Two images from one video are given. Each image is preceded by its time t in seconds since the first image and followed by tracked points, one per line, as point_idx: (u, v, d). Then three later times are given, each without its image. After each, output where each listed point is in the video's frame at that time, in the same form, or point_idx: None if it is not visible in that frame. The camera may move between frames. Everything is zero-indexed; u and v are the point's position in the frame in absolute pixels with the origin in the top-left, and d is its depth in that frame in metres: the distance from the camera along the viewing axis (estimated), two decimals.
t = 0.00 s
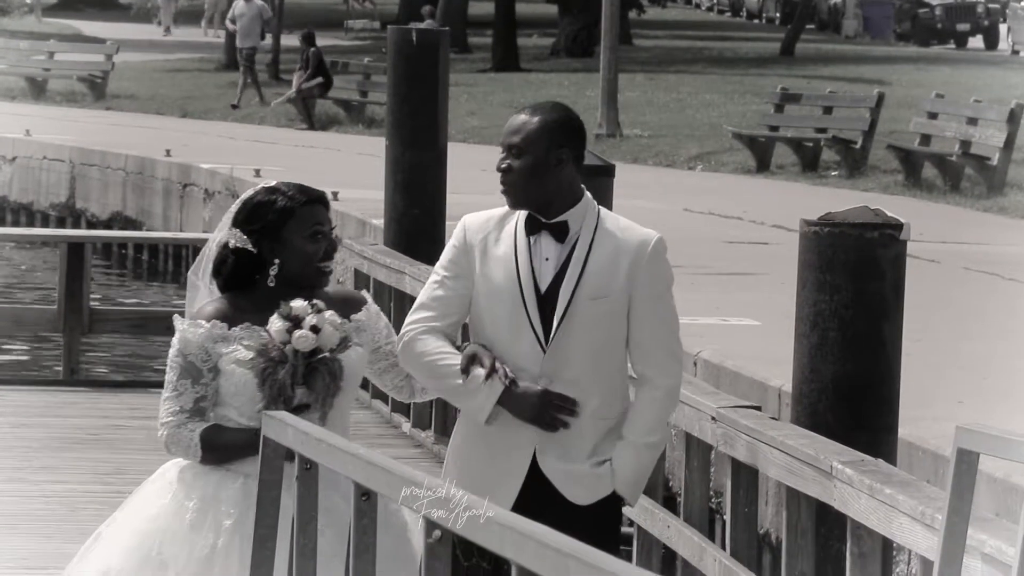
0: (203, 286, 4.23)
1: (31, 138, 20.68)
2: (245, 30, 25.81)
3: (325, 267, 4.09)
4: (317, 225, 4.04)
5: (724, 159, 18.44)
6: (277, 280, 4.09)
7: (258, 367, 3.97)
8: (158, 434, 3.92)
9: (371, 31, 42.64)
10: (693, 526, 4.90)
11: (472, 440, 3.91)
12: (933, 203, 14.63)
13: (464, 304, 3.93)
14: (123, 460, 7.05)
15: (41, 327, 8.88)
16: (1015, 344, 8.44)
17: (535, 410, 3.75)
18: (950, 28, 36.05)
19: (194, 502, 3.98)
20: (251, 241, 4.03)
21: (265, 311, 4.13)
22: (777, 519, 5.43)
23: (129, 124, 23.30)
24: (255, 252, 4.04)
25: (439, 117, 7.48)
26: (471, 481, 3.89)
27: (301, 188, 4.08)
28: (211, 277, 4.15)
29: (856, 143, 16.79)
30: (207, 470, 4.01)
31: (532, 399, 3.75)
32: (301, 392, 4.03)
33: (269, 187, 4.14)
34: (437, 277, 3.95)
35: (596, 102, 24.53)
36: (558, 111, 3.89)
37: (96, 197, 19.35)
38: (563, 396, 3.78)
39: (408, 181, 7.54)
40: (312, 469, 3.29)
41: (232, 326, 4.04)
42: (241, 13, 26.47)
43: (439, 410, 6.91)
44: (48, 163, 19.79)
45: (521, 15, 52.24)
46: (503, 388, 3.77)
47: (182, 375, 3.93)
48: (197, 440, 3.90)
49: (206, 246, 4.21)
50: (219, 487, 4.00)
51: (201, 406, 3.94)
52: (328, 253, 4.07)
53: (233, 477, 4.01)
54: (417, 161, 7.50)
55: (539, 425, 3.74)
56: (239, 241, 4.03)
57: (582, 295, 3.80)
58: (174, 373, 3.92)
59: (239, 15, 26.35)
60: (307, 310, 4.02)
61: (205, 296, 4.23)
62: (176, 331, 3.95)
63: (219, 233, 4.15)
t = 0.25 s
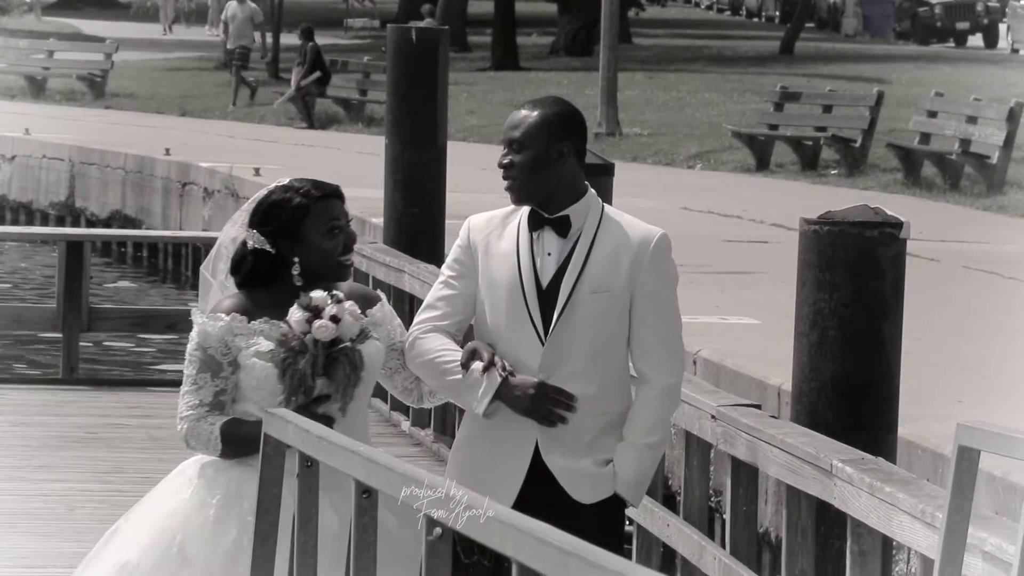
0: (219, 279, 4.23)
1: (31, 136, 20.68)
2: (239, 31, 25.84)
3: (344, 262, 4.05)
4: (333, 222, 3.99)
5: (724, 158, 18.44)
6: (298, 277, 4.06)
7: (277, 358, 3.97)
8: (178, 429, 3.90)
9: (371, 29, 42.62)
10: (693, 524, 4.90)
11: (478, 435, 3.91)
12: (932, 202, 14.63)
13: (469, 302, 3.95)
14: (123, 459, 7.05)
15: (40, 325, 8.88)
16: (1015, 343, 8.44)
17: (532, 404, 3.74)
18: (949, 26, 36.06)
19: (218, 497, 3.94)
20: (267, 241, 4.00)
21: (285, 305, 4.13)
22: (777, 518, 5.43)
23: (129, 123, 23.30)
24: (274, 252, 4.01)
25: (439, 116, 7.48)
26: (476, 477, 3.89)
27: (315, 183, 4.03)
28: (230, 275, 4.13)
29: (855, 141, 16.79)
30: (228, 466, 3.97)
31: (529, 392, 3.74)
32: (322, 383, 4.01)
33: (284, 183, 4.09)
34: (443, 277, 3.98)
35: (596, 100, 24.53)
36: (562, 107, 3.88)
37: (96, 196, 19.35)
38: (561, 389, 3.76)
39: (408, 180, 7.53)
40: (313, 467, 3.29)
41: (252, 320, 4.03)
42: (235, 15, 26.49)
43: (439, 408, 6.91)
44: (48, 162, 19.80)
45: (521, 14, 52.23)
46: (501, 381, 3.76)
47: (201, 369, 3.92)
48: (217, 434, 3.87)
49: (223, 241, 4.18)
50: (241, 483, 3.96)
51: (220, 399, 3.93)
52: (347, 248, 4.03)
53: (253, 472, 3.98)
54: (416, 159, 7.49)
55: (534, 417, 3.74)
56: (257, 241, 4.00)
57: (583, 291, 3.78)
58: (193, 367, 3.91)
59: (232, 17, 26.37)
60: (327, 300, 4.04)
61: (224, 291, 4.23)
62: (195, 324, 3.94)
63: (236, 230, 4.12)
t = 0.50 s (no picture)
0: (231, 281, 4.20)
1: (31, 135, 20.68)
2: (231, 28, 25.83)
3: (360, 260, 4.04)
4: (347, 221, 3.97)
5: (723, 157, 18.44)
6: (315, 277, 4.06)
7: (296, 354, 3.95)
8: (195, 428, 3.91)
9: (371, 28, 42.61)
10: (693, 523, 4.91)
11: (482, 433, 3.89)
12: (932, 200, 14.63)
13: (469, 303, 3.95)
14: (122, 457, 7.05)
15: (39, 323, 8.88)
16: (1015, 342, 8.44)
17: (530, 401, 3.72)
18: (949, 24, 36.06)
19: (235, 495, 3.95)
20: (282, 244, 4.00)
21: (302, 303, 4.12)
22: (777, 517, 5.44)
23: (128, 122, 23.30)
24: (290, 254, 4.01)
25: (439, 115, 7.49)
26: (478, 477, 3.88)
27: (328, 183, 4.01)
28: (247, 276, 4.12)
29: (855, 140, 16.79)
30: (246, 465, 3.99)
31: (526, 390, 3.73)
32: (341, 378, 4.01)
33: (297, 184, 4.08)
34: (445, 279, 3.97)
35: (596, 99, 24.53)
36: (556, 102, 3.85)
37: (95, 194, 19.35)
38: (559, 386, 3.74)
39: (407, 178, 7.53)
40: (314, 464, 3.29)
41: (271, 319, 4.01)
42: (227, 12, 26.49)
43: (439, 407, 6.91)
44: (48, 160, 19.80)
45: (521, 12, 52.24)
46: (500, 378, 3.75)
47: (220, 368, 3.93)
48: (238, 433, 3.87)
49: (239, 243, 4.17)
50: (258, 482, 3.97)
51: (239, 399, 3.94)
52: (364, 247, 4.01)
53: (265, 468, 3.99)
54: (416, 158, 7.49)
55: (535, 413, 3.72)
56: (273, 244, 4.00)
57: (578, 289, 3.76)
58: (211, 366, 3.92)
59: (224, 14, 26.37)
60: (343, 294, 4.00)
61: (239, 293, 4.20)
62: (214, 327, 3.94)
63: (251, 232, 4.11)
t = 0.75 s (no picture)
0: (236, 273, 4.18)
1: (30, 130, 20.66)
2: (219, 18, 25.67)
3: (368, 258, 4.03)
4: (354, 222, 3.95)
5: (721, 153, 18.44)
6: (323, 274, 4.05)
7: (305, 347, 3.94)
8: (205, 422, 3.91)
9: (370, 24, 42.57)
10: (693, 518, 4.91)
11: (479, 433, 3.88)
12: (930, 196, 14.64)
13: (463, 304, 3.94)
14: (121, 452, 7.05)
15: (37, 318, 8.87)
16: (1014, 338, 8.45)
17: (523, 402, 3.71)
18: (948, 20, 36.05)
19: (243, 482, 3.93)
20: (289, 243, 3.99)
21: (311, 297, 4.13)
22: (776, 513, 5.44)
23: (127, 118, 23.27)
24: (298, 252, 4.01)
25: (438, 110, 7.49)
26: (472, 474, 3.87)
27: (336, 182, 3.98)
28: (256, 269, 4.12)
29: (853, 136, 16.79)
30: (252, 456, 3.97)
31: (520, 390, 3.72)
32: (350, 373, 4.03)
33: (305, 180, 4.04)
34: (437, 281, 3.96)
35: (594, 95, 24.53)
36: (542, 101, 3.84)
37: (94, 190, 19.33)
38: (553, 385, 3.73)
39: (406, 174, 7.53)
40: (316, 459, 3.28)
41: (281, 313, 4.03)
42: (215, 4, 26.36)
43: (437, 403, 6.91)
44: (46, 156, 19.80)
45: (520, 8, 52.22)
46: (492, 381, 3.74)
47: (229, 361, 3.92)
48: (245, 427, 3.84)
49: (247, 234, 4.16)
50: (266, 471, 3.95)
51: (247, 391, 3.93)
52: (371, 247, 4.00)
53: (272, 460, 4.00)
54: (415, 154, 7.49)
55: (529, 413, 3.71)
56: (281, 243, 3.99)
57: (570, 289, 3.76)
58: (221, 359, 3.91)
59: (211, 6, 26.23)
60: (353, 290, 4.02)
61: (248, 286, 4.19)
62: (224, 320, 3.95)
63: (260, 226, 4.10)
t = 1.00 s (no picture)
0: (245, 269, 4.19)
1: (30, 129, 20.65)
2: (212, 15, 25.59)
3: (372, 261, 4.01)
4: (359, 225, 3.94)
5: (722, 152, 18.44)
6: (328, 274, 4.05)
7: (310, 345, 3.95)
8: (210, 420, 3.91)
9: (370, 22, 42.53)
10: (693, 517, 4.91)
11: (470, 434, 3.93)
12: (930, 195, 14.62)
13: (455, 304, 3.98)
14: (122, 451, 7.05)
15: (37, 317, 8.87)
16: (1014, 337, 8.44)
17: (514, 403, 3.77)
18: (948, 19, 36.02)
19: (249, 480, 3.93)
20: (294, 244, 3.99)
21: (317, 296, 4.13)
22: (777, 512, 5.44)
23: (128, 117, 23.25)
24: (302, 252, 4.00)
25: (438, 110, 7.49)
26: (469, 472, 3.92)
27: (343, 182, 3.97)
28: (264, 267, 4.12)
29: (854, 134, 16.78)
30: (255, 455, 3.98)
31: (511, 391, 3.77)
32: (353, 371, 4.01)
33: (312, 179, 4.04)
34: (430, 283, 4.01)
35: (595, 94, 24.50)
36: (532, 101, 3.84)
37: (94, 189, 19.32)
38: (543, 386, 3.78)
39: (406, 173, 7.53)
40: (318, 458, 3.28)
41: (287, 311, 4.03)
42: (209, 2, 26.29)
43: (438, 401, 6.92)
44: (47, 155, 19.79)
45: (521, 7, 52.17)
46: (480, 380, 3.81)
47: (235, 359, 3.92)
48: (251, 424, 3.85)
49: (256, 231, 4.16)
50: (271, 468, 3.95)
51: (253, 389, 3.93)
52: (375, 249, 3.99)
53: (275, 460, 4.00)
54: (416, 152, 7.49)
55: (519, 414, 3.77)
56: (287, 244, 4.00)
57: (563, 288, 3.78)
58: (226, 357, 3.92)
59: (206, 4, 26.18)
60: (359, 287, 4.00)
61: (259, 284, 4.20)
62: (229, 317, 3.95)
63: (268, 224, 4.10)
